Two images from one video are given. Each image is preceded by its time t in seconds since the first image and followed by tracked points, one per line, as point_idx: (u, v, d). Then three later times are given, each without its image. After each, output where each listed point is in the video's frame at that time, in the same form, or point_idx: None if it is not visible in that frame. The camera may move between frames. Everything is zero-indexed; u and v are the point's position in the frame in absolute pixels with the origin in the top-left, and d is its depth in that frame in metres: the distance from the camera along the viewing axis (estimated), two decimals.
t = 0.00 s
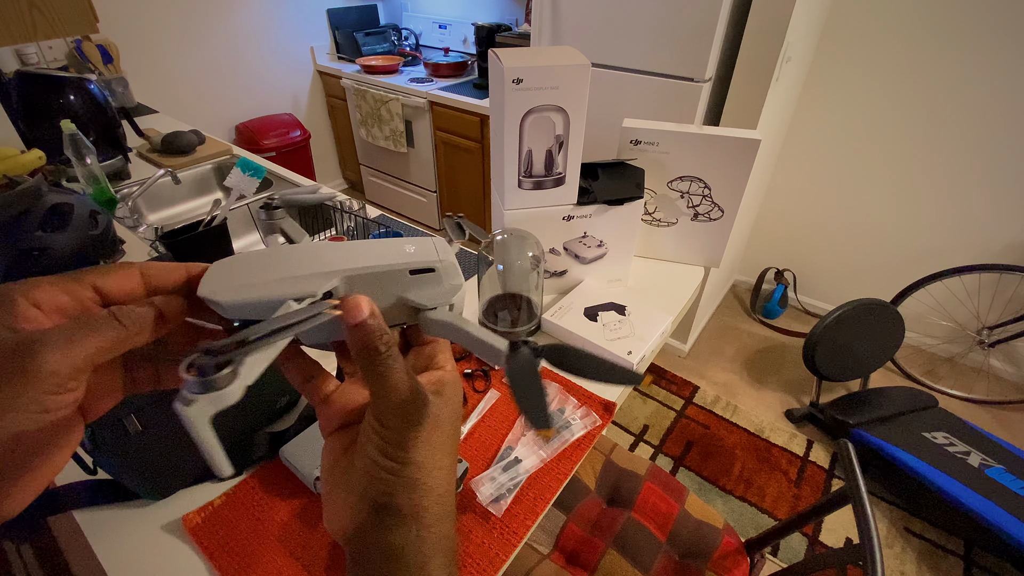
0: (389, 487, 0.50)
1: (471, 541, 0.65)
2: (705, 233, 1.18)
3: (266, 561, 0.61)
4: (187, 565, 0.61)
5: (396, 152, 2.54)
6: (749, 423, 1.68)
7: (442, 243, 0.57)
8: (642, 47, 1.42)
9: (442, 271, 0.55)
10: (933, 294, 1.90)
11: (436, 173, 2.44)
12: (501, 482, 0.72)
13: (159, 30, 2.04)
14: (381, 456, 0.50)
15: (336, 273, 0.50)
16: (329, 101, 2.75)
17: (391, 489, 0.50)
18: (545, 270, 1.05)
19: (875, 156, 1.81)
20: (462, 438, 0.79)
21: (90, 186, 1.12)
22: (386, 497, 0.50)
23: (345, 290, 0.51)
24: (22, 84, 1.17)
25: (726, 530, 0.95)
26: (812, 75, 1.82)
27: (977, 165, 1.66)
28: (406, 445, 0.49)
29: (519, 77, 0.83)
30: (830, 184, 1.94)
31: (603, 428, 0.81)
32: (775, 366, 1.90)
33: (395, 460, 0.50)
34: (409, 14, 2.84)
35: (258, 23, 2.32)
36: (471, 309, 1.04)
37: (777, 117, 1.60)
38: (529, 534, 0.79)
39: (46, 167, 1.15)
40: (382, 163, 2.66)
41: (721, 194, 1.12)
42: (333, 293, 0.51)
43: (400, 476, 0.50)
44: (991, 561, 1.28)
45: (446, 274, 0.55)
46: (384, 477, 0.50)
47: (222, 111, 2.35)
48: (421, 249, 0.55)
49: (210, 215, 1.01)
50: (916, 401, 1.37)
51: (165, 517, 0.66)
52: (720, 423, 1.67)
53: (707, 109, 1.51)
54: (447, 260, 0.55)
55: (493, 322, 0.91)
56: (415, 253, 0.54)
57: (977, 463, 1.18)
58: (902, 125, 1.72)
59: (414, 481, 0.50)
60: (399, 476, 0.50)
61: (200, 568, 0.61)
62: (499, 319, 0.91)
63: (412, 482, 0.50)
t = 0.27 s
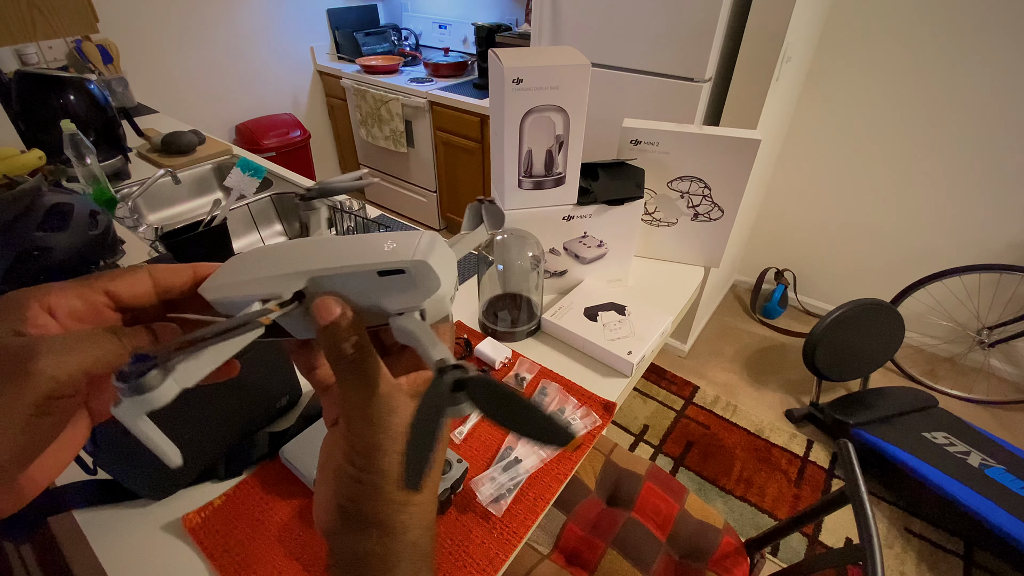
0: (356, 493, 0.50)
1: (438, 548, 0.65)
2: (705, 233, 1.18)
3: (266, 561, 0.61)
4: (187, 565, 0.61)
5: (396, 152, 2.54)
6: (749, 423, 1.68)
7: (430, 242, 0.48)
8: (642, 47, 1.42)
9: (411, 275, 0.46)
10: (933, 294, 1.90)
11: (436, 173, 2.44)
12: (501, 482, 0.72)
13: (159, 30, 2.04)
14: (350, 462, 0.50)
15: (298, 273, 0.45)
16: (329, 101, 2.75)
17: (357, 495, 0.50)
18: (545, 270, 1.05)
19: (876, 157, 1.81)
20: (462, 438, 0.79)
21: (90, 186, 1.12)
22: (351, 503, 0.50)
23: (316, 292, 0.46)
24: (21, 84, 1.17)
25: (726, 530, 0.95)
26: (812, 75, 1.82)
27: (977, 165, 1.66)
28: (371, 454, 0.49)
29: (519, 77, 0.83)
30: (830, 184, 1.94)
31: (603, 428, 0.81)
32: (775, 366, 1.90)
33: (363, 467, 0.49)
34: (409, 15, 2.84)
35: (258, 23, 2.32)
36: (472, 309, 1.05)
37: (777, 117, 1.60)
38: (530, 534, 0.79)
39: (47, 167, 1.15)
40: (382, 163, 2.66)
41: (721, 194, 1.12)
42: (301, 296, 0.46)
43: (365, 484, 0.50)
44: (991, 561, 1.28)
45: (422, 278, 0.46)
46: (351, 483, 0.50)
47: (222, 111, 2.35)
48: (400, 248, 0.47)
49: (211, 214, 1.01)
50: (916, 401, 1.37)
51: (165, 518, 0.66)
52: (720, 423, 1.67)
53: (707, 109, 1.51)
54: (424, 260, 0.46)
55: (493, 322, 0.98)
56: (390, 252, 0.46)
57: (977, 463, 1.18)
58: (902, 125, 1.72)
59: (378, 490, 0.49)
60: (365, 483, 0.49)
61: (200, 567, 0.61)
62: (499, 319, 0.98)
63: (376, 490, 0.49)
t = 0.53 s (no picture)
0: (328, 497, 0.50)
1: (438, 548, 0.64)
2: (705, 233, 1.18)
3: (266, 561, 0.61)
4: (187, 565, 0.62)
5: (396, 152, 2.54)
6: (749, 423, 1.68)
7: (377, 262, 0.44)
8: (642, 47, 1.42)
9: (330, 293, 0.42)
10: (933, 294, 1.90)
11: (436, 173, 2.44)
12: (501, 482, 0.72)
13: (159, 30, 2.04)
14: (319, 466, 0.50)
15: (246, 275, 0.42)
16: (329, 101, 2.75)
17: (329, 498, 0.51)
18: (545, 270, 1.05)
19: (875, 157, 1.81)
20: (462, 439, 0.79)
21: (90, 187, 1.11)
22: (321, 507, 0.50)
23: (274, 293, 0.42)
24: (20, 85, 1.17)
25: (725, 530, 0.95)
26: (812, 75, 1.82)
27: (977, 165, 1.66)
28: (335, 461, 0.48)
29: (519, 77, 0.83)
30: (830, 184, 1.94)
31: (603, 428, 0.81)
32: (775, 366, 1.90)
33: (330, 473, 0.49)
34: (409, 15, 2.84)
35: (258, 23, 2.32)
36: (472, 309, 1.05)
37: (777, 117, 1.60)
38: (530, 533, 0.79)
39: (46, 166, 1.14)
40: (382, 163, 2.66)
41: (721, 194, 1.12)
42: (257, 295, 0.42)
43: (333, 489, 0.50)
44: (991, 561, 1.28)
45: (346, 297, 0.42)
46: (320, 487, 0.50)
47: (223, 111, 2.35)
48: (343, 263, 0.43)
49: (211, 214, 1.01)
50: (916, 401, 1.37)
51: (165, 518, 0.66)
52: (720, 423, 1.67)
53: (707, 109, 1.51)
54: (349, 281, 0.42)
55: (493, 322, 0.98)
56: (330, 264, 0.42)
57: (977, 463, 1.18)
58: (902, 125, 1.72)
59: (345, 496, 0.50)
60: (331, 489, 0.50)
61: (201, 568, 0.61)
62: (499, 319, 0.98)
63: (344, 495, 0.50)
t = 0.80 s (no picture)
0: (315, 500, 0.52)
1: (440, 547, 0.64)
2: (705, 233, 1.18)
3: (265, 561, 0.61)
4: (187, 565, 0.61)
5: (396, 152, 2.54)
6: (749, 423, 1.68)
7: (344, 283, 0.43)
8: (642, 47, 1.42)
9: (289, 306, 0.42)
10: (933, 294, 1.90)
11: (436, 173, 2.44)
12: (501, 482, 0.72)
13: (158, 30, 2.04)
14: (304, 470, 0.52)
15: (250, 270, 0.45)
16: (329, 101, 2.75)
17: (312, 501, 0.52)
18: (545, 270, 1.05)
19: (875, 157, 1.81)
20: (462, 439, 0.79)
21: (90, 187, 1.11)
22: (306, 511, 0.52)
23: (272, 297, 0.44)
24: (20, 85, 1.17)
25: (725, 530, 0.95)
26: (812, 75, 1.82)
27: (977, 165, 1.66)
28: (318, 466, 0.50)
29: (520, 77, 0.83)
30: (830, 184, 1.94)
31: (603, 428, 0.81)
32: (775, 366, 1.90)
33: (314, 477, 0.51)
34: (409, 14, 2.84)
35: (258, 23, 2.32)
36: (472, 309, 1.05)
37: (777, 117, 1.60)
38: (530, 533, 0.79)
39: (46, 166, 1.14)
40: (382, 163, 2.66)
41: (721, 194, 1.12)
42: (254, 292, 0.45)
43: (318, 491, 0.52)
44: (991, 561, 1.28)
45: (299, 311, 0.42)
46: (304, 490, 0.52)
47: (222, 111, 2.35)
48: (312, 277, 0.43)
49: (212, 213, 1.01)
50: (916, 401, 1.37)
51: (165, 517, 0.66)
52: (720, 423, 1.67)
53: (707, 109, 1.51)
54: (301, 297, 0.42)
55: (493, 322, 0.98)
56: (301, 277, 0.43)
57: (977, 463, 1.18)
58: (902, 125, 1.72)
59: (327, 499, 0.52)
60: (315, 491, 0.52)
61: (200, 567, 0.61)
62: (499, 319, 0.98)
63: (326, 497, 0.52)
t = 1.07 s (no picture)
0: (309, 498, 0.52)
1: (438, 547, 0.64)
2: (705, 233, 1.18)
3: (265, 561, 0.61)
4: (187, 566, 0.61)
5: (396, 152, 2.54)
6: (749, 423, 1.68)
7: (340, 274, 0.43)
8: (642, 47, 1.42)
9: (284, 298, 0.43)
10: (933, 294, 1.90)
11: (436, 173, 2.44)
12: (501, 482, 0.72)
13: (158, 30, 2.04)
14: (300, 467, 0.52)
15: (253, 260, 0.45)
16: (329, 101, 2.75)
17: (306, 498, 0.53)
18: (545, 270, 1.05)
19: (875, 157, 1.81)
20: (462, 439, 0.79)
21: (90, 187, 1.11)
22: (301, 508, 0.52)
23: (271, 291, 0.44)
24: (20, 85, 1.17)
25: (725, 530, 0.95)
26: (812, 75, 1.82)
27: (977, 166, 1.66)
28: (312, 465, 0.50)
29: (519, 77, 0.83)
30: (830, 184, 1.94)
31: (603, 428, 0.81)
32: (775, 366, 1.90)
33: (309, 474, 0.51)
34: (409, 14, 2.84)
35: (258, 23, 2.32)
36: (471, 309, 1.05)
37: (777, 117, 1.60)
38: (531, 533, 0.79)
39: (46, 166, 1.14)
40: (382, 163, 2.66)
41: (721, 194, 1.12)
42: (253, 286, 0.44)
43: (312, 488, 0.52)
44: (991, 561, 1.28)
45: (293, 303, 0.42)
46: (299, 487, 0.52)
47: (222, 111, 2.35)
48: (306, 270, 0.43)
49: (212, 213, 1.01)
50: (915, 401, 1.37)
51: (165, 517, 0.66)
52: (720, 423, 1.67)
53: (707, 109, 1.51)
54: (293, 288, 0.42)
55: (493, 322, 0.98)
56: (297, 269, 0.43)
57: (977, 463, 1.18)
58: (902, 125, 1.72)
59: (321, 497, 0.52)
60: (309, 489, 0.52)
61: (201, 568, 0.61)
62: (499, 319, 0.98)
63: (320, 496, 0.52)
